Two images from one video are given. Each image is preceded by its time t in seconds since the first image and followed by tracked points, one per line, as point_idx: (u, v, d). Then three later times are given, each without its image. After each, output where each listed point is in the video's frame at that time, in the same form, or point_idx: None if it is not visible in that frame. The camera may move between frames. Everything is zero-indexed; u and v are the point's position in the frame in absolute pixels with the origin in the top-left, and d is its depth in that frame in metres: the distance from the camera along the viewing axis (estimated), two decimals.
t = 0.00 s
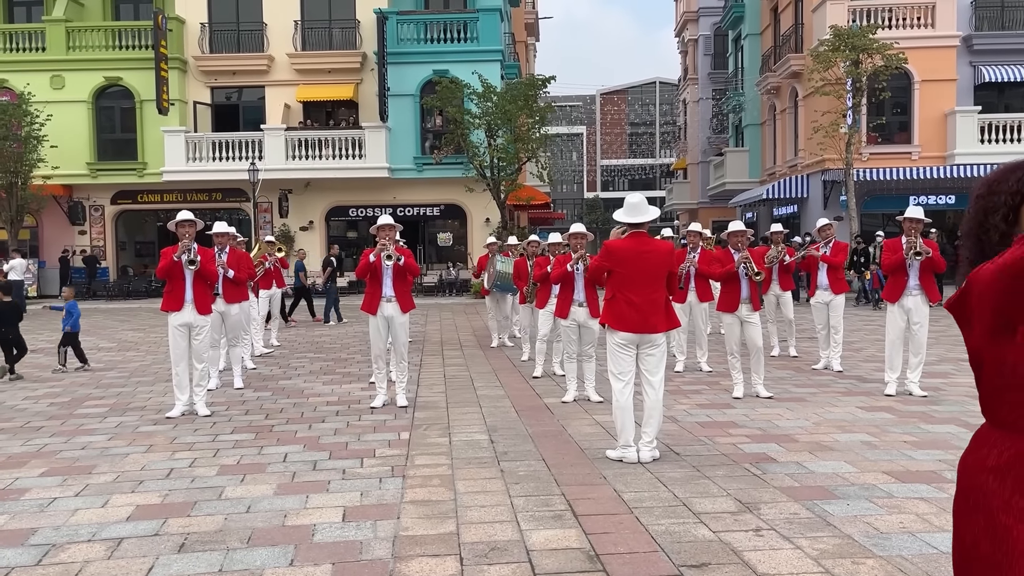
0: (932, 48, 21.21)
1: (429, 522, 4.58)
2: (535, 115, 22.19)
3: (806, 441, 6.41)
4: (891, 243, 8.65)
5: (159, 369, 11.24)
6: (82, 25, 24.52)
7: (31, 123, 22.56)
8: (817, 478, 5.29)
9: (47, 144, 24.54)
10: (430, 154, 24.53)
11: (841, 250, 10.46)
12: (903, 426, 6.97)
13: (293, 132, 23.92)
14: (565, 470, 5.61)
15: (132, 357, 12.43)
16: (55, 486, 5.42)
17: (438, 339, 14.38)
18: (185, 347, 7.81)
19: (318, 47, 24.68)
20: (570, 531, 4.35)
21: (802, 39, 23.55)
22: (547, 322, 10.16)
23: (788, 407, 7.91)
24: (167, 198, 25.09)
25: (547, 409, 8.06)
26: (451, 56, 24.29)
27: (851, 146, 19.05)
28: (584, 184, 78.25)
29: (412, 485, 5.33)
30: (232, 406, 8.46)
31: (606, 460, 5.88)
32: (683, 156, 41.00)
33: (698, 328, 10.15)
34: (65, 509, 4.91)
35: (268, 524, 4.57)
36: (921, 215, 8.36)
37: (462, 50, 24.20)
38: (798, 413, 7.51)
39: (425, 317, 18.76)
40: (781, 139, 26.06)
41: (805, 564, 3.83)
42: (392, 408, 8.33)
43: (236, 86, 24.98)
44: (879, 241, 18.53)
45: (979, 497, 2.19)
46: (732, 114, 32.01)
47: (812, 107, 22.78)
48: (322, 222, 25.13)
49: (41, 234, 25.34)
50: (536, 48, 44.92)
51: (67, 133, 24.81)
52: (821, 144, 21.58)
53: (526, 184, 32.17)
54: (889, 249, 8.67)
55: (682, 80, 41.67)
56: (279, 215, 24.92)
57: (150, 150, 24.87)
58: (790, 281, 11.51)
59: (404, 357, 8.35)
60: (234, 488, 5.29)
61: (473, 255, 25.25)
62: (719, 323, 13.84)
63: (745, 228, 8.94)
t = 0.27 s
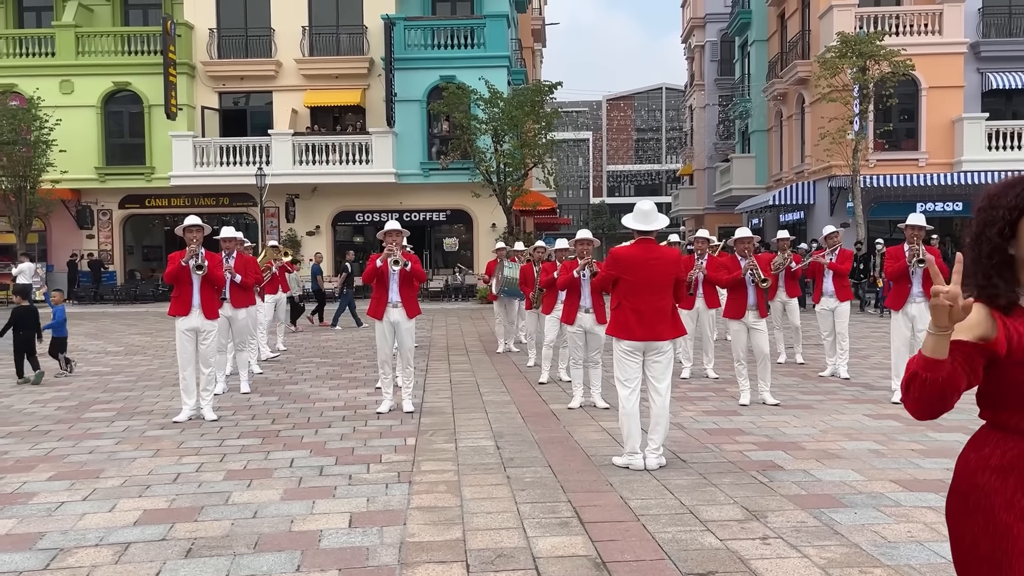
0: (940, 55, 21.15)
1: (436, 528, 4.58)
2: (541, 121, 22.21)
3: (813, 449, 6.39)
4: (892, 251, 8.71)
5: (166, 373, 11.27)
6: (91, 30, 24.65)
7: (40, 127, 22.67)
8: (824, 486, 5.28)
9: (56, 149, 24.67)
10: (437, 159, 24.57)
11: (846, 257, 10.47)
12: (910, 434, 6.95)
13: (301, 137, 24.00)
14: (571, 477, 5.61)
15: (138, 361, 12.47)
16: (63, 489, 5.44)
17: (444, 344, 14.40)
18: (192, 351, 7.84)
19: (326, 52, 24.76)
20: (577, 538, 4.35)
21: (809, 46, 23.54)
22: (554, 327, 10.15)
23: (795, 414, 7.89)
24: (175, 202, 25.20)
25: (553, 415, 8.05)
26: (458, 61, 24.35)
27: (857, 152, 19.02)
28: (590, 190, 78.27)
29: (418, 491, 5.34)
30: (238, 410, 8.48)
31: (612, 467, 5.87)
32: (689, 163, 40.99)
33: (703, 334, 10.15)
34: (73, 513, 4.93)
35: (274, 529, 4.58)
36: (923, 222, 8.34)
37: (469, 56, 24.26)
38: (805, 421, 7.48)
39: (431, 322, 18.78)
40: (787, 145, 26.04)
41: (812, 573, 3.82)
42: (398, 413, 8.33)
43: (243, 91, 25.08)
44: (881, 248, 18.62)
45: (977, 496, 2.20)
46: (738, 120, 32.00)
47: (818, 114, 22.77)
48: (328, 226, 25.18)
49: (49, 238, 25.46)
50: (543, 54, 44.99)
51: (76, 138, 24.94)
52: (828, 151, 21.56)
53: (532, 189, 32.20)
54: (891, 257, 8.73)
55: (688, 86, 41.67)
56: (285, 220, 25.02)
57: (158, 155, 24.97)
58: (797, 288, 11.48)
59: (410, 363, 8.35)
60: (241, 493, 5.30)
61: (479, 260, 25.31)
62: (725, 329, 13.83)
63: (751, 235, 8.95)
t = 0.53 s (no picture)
0: (949, 62, 21.10)
1: (444, 535, 4.58)
2: (550, 127, 22.21)
3: (823, 457, 6.37)
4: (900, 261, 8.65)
5: (176, 378, 11.31)
6: (104, 36, 24.82)
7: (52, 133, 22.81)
8: (834, 495, 5.26)
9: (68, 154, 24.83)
10: (446, 165, 24.62)
11: (854, 265, 10.44)
12: (921, 443, 6.91)
13: (310, 143, 24.08)
14: (580, 484, 5.60)
15: (149, 366, 12.52)
16: (73, 494, 5.47)
17: (452, 350, 14.40)
18: (202, 357, 7.86)
19: (335, 58, 24.85)
20: (585, 546, 4.34)
21: (818, 52, 23.50)
22: (562, 334, 10.15)
23: (804, 422, 7.86)
24: (185, 207, 25.30)
25: (562, 422, 8.04)
26: (467, 68, 24.40)
27: (867, 159, 18.93)
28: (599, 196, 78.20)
29: (427, 498, 5.33)
30: (247, 415, 8.49)
31: (621, 475, 5.86)
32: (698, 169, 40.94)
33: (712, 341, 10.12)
34: (83, 517, 4.95)
35: (283, 535, 4.58)
36: (927, 231, 8.31)
37: (478, 62, 24.31)
38: (815, 429, 7.45)
39: (439, 328, 18.78)
40: (796, 152, 25.99)
41: None
42: (406, 419, 8.33)
43: (253, 97, 25.18)
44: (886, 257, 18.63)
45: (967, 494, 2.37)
46: (747, 126, 31.95)
47: (828, 120, 22.72)
48: (337, 232, 25.23)
49: (60, 243, 25.60)
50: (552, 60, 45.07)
51: (87, 143, 25.09)
52: (837, 158, 21.50)
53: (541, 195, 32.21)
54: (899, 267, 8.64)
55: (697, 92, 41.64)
56: (295, 225, 25.11)
57: (169, 160, 25.10)
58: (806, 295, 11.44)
59: (419, 369, 8.35)
60: (250, 499, 5.31)
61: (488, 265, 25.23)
62: (735, 336, 13.78)
63: (760, 242, 8.96)
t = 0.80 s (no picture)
0: (963, 67, 20.98)
1: (456, 541, 4.57)
2: (561, 132, 22.22)
3: (837, 464, 6.33)
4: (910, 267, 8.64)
5: (189, 381, 11.35)
6: (119, 42, 25.00)
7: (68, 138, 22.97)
8: (849, 503, 5.22)
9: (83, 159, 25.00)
10: (457, 171, 24.66)
11: (867, 271, 10.40)
12: (936, 451, 6.85)
13: (322, 148, 24.18)
14: (592, 491, 5.58)
15: (162, 370, 12.58)
16: (88, 497, 5.49)
17: (464, 355, 14.40)
18: (215, 361, 7.88)
19: (348, 64, 24.94)
20: (598, 553, 4.32)
21: (831, 58, 23.43)
22: (574, 340, 10.13)
23: (818, 429, 7.82)
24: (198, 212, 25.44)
25: (573, 428, 8.03)
26: (479, 74, 24.45)
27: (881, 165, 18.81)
28: (610, 202, 78.14)
29: (439, 503, 5.33)
30: (260, 420, 8.51)
31: (634, 481, 5.84)
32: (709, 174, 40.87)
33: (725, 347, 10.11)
34: (98, 521, 4.97)
35: (296, 540, 4.58)
36: (938, 236, 8.28)
37: (490, 68, 24.34)
38: (828, 436, 7.40)
39: (450, 333, 18.79)
40: (809, 157, 25.92)
41: None
42: (418, 424, 8.34)
43: (266, 102, 25.30)
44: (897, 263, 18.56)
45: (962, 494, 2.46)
46: (759, 131, 31.88)
47: (841, 126, 22.64)
48: (349, 237, 25.31)
49: (75, 248, 25.76)
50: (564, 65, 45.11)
51: (102, 148, 25.26)
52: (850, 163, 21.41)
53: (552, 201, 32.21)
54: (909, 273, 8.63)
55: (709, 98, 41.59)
56: (307, 230, 25.20)
57: (182, 165, 25.24)
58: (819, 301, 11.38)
59: (430, 374, 8.35)
60: (263, 503, 5.32)
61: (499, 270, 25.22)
62: (747, 343, 13.76)
63: (773, 248, 8.96)
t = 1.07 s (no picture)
0: (979, 71, 20.84)
1: (471, 546, 4.56)
2: (574, 137, 22.21)
3: (853, 471, 6.28)
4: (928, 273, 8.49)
5: (203, 385, 11.40)
6: (135, 48, 25.18)
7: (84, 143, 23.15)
8: (866, 510, 5.17)
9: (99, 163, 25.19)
10: (470, 175, 24.70)
11: (883, 276, 10.29)
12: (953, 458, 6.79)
13: (336, 152, 24.26)
14: (607, 496, 5.55)
15: (176, 373, 12.64)
16: (104, 500, 5.52)
17: (476, 359, 14.40)
18: (230, 364, 7.91)
19: (362, 69, 25.03)
20: (613, 559, 4.31)
21: (845, 62, 23.32)
22: (587, 344, 10.11)
23: (833, 435, 7.77)
24: (212, 216, 25.62)
25: (587, 433, 8.00)
26: (492, 78, 24.48)
27: (895, 169, 18.66)
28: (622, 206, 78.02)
29: (453, 508, 5.32)
30: (273, 423, 8.54)
31: (648, 487, 5.82)
32: (722, 179, 40.77)
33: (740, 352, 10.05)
34: (114, 523, 4.99)
35: (310, 543, 4.59)
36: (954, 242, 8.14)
37: (503, 72, 24.37)
38: (844, 442, 7.35)
39: (463, 338, 18.79)
40: (823, 162, 25.80)
41: None
42: (431, 428, 8.34)
43: (280, 107, 25.42)
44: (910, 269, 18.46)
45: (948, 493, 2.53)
46: (773, 136, 31.77)
47: (855, 130, 22.53)
48: (362, 241, 25.38)
49: (90, 251, 25.95)
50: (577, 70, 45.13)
51: (118, 152, 25.44)
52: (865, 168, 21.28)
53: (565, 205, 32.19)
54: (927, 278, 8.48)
55: (722, 102, 41.49)
56: (320, 234, 25.29)
57: (197, 169, 25.39)
58: (834, 306, 11.29)
59: (443, 379, 8.35)
60: (277, 507, 5.33)
61: (511, 274, 25.18)
62: (761, 348, 13.71)
63: (789, 252, 8.89)
